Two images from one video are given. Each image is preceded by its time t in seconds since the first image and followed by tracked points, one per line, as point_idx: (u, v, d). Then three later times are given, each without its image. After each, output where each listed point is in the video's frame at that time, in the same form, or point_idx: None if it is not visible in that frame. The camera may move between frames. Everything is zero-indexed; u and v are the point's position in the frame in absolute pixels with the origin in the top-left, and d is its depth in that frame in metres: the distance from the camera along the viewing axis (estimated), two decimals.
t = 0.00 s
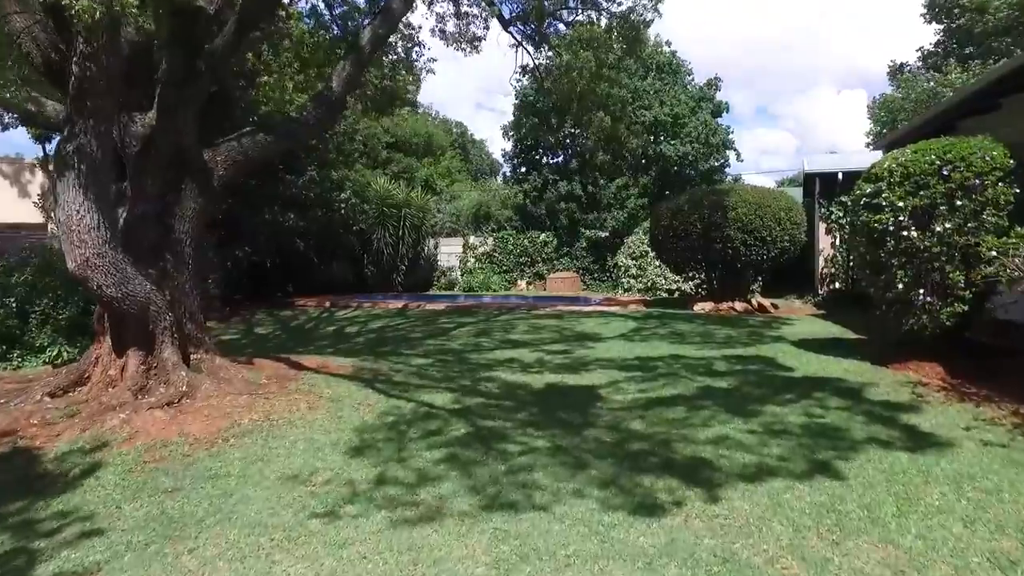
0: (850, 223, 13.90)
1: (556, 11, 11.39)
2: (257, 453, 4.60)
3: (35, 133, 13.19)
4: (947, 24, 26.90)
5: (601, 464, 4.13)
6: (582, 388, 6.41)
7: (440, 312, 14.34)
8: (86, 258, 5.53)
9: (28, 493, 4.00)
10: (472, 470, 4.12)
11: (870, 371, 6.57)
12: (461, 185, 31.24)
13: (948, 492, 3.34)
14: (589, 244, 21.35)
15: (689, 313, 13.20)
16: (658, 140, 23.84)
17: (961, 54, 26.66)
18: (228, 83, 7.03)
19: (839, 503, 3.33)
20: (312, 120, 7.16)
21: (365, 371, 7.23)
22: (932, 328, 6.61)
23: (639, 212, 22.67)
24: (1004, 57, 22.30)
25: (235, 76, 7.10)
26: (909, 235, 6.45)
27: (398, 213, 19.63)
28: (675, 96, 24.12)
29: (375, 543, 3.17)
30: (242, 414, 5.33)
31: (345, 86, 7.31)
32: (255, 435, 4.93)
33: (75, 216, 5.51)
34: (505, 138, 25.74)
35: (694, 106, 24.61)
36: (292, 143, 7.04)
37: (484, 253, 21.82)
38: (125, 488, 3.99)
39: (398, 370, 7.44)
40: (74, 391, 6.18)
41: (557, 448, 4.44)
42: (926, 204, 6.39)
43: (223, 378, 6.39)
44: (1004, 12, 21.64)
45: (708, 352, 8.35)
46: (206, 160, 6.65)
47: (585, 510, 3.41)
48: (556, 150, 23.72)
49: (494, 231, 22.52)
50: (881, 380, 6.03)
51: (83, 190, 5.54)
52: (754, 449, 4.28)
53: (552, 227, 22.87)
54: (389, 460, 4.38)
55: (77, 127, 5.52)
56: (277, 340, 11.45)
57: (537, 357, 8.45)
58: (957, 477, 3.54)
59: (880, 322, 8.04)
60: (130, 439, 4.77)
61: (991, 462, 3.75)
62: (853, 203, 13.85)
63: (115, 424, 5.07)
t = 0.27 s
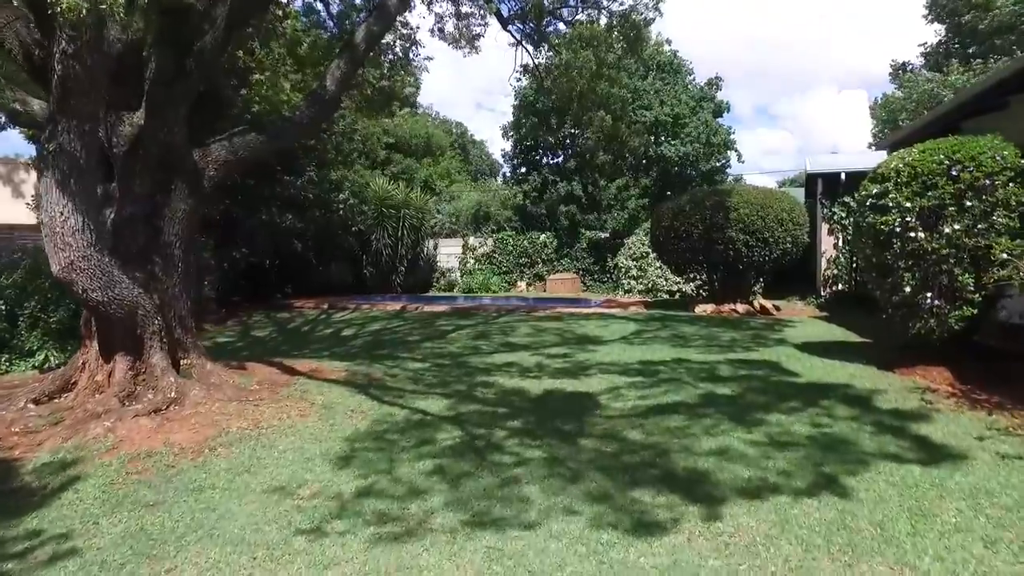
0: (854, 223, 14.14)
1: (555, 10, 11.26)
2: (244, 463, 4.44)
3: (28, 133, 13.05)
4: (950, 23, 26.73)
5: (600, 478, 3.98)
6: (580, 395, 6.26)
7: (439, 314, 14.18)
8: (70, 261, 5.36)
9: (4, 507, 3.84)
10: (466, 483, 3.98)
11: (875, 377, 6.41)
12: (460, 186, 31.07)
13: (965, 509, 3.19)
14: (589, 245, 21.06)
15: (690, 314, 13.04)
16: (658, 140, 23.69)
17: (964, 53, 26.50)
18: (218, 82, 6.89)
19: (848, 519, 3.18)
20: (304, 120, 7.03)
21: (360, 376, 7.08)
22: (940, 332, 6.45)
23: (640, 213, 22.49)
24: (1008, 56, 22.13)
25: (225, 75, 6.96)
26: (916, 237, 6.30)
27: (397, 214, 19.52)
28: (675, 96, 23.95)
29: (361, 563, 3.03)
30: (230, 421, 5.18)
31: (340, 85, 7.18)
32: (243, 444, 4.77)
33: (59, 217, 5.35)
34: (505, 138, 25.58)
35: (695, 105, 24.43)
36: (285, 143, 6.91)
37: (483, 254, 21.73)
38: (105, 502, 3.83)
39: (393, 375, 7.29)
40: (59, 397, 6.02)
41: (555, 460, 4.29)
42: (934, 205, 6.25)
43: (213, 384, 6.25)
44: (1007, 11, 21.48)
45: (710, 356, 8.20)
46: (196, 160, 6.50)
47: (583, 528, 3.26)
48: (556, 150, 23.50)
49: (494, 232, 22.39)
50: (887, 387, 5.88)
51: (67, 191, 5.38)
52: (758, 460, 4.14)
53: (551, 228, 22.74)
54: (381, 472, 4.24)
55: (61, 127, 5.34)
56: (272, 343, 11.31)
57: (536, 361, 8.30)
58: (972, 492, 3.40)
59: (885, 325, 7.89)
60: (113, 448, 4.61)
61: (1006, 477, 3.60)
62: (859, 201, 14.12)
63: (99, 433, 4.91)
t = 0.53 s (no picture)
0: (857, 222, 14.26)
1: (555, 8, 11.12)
2: (232, 471, 4.30)
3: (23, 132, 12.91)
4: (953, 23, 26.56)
5: (598, 488, 3.84)
6: (579, 399, 6.13)
7: (437, 315, 14.03)
8: (54, 262, 5.19)
9: None
10: (460, 494, 3.84)
11: (881, 381, 6.27)
12: (460, 186, 30.93)
13: (982, 522, 3.07)
14: (589, 245, 20.88)
15: (691, 315, 12.90)
16: (659, 140, 23.54)
17: (966, 52, 26.37)
18: (210, 79, 6.75)
19: (859, 533, 3.05)
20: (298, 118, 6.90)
21: (354, 380, 6.94)
22: (947, 335, 6.31)
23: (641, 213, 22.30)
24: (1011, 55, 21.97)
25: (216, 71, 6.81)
26: (924, 237, 6.16)
27: (396, 214, 19.48)
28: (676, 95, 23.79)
29: None
30: (219, 426, 5.04)
31: (334, 82, 7.07)
32: (231, 451, 4.61)
33: (42, 218, 5.17)
34: (505, 138, 25.43)
35: (695, 104, 24.28)
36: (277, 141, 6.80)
37: (483, 254, 21.62)
38: (84, 513, 3.67)
39: (389, 378, 7.15)
40: (46, 402, 5.87)
41: (552, 470, 4.15)
42: (943, 204, 6.12)
43: (204, 388, 6.11)
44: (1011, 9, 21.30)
45: (712, 358, 8.06)
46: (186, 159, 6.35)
47: (581, 543, 3.13)
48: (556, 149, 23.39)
49: (494, 232, 22.25)
50: (894, 391, 5.74)
51: (51, 191, 5.21)
52: (762, 469, 4.01)
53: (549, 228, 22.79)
54: (372, 480, 4.11)
55: (44, 123, 5.16)
56: (268, 345, 11.17)
57: (535, 364, 8.17)
58: (989, 504, 3.27)
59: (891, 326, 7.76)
60: (98, 456, 4.46)
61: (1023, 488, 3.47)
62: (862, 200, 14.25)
63: (83, 439, 4.76)
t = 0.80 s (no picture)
0: (861, 223, 14.13)
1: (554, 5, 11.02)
2: (217, 477, 4.15)
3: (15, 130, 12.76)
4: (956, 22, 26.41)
5: (596, 497, 3.69)
6: (577, 403, 5.98)
7: (436, 316, 13.88)
8: (38, 262, 5.04)
9: None
10: (453, 503, 3.69)
11: (888, 384, 6.11)
12: (460, 185, 30.78)
13: (1000, 536, 2.92)
14: (590, 245, 20.73)
15: (692, 316, 12.75)
16: (660, 139, 23.38)
17: (968, 51, 26.21)
18: (200, 74, 6.60)
19: (869, 547, 2.90)
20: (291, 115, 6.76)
21: (348, 382, 6.78)
22: (955, 336, 6.16)
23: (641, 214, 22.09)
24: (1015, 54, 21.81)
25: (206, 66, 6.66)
26: (931, 236, 6.02)
27: (395, 213, 19.34)
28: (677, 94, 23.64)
29: None
30: (207, 430, 4.89)
31: (328, 79, 6.96)
32: (217, 457, 4.45)
33: (25, 215, 5.01)
34: (505, 137, 25.29)
35: (696, 104, 24.14)
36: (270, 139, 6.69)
37: (483, 254, 21.49)
38: (59, 523, 3.53)
39: (383, 381, 7.00)
40: (31, 405, 5.72)
41: (549, 477, 4.00)
42: (951, 202, 5.97)
43: (193, 391, 5.96)
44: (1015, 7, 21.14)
45: (713, 360, 7.91)
46: (175, 156, 6.20)
47: (577, 557, 2.98)
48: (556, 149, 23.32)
49: (494, 232, 22.10)
50: (901, 395, 5.59)
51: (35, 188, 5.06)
52: (766, 476, 3.86)
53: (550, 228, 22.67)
54: (362, 487, 3.96)
55: (26, 119, 5.00)
56: (264, 346, 11.03)
57: (533, 365, 8.01)
58: (1006, 516, 3.12)
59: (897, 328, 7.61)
60: (79, 462, 4.31)
61: None
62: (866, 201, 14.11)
63: (65, 444, 4.61)
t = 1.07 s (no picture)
0: (864, 222, 13.87)
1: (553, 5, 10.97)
2: (200, 488, 3.99)
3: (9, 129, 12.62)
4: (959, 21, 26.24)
5: (594, 509, 3.52)
6: (576, 408, 5.81)
7: (435, 317, 13.73)
8: (18, 264, 4.87)
9: None
10: (444, 516, 3.53)
11: (895, 389, 5.94)
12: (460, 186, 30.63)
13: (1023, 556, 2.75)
14: (591, 246, 20.57)
15: (693, 318, 12.59)
16: (661, 139, 23.22)
17: (972, 50, 26.05)
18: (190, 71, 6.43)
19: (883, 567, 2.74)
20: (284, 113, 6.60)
21: (341, 387, 6.63)
22: (965, 340, 5.99)
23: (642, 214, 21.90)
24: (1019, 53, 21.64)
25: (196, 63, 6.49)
26: (940, 237, 5.86)
27: (394, 214, 19.18)
28: (679, 93, 23.47)
29: None
30: (192, 437, 4.73)
31: (321, 77, 6.82)
32: (202, 466, 4.30)
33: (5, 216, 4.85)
34: (505, 138, 25.14)
35: (698, 103, 23.93)
36: (262, 138, 6.55)
37: (483, 255, 21.33)
38: (32, 538, 3.37)
39: (377, 385, 6.84)
40: (15, 411, 5.57)
41: (545, 488, 3.83)
42: (960, 202, 5.81)
43: (181, 396, 5.81)
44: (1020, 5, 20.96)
45: (715, 363, 7.75)
46: (164, 154, 6.04)
47: None
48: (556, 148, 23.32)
49: (494, 233, 21.93)
50: (909, 400, 5.42)
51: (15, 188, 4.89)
52: (771, 486, 3.69)
53: (551, 228, 22.50)
54: (350, 499, 3.80)
55: (6, 116, 4.84)
56: (259, 348, 10.88)
57: (531, 369, 7.85)
58: None
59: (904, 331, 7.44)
60: (58, 472, 4.15)
61: None
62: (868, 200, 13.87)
63: (45, 452, 4.45)
